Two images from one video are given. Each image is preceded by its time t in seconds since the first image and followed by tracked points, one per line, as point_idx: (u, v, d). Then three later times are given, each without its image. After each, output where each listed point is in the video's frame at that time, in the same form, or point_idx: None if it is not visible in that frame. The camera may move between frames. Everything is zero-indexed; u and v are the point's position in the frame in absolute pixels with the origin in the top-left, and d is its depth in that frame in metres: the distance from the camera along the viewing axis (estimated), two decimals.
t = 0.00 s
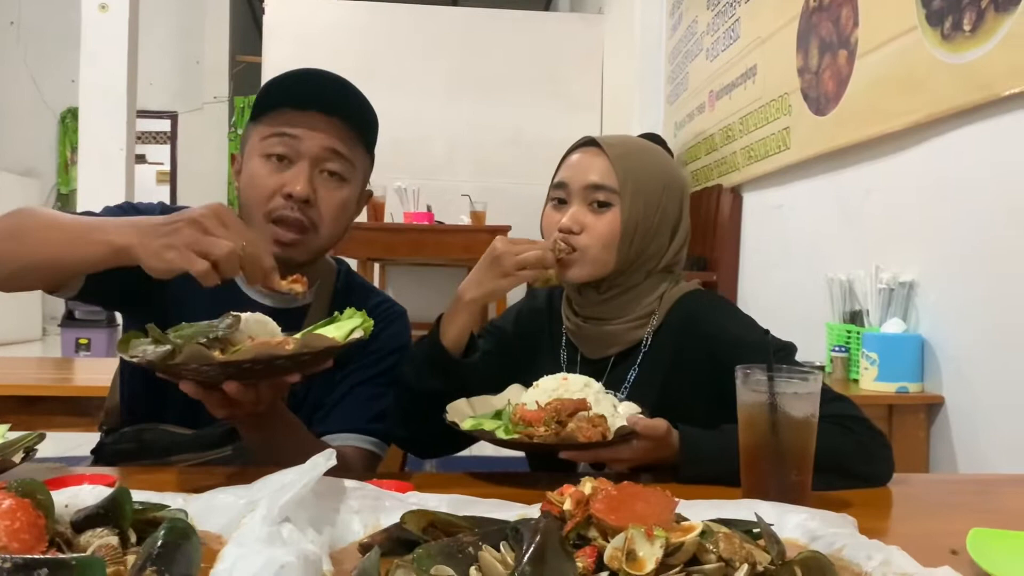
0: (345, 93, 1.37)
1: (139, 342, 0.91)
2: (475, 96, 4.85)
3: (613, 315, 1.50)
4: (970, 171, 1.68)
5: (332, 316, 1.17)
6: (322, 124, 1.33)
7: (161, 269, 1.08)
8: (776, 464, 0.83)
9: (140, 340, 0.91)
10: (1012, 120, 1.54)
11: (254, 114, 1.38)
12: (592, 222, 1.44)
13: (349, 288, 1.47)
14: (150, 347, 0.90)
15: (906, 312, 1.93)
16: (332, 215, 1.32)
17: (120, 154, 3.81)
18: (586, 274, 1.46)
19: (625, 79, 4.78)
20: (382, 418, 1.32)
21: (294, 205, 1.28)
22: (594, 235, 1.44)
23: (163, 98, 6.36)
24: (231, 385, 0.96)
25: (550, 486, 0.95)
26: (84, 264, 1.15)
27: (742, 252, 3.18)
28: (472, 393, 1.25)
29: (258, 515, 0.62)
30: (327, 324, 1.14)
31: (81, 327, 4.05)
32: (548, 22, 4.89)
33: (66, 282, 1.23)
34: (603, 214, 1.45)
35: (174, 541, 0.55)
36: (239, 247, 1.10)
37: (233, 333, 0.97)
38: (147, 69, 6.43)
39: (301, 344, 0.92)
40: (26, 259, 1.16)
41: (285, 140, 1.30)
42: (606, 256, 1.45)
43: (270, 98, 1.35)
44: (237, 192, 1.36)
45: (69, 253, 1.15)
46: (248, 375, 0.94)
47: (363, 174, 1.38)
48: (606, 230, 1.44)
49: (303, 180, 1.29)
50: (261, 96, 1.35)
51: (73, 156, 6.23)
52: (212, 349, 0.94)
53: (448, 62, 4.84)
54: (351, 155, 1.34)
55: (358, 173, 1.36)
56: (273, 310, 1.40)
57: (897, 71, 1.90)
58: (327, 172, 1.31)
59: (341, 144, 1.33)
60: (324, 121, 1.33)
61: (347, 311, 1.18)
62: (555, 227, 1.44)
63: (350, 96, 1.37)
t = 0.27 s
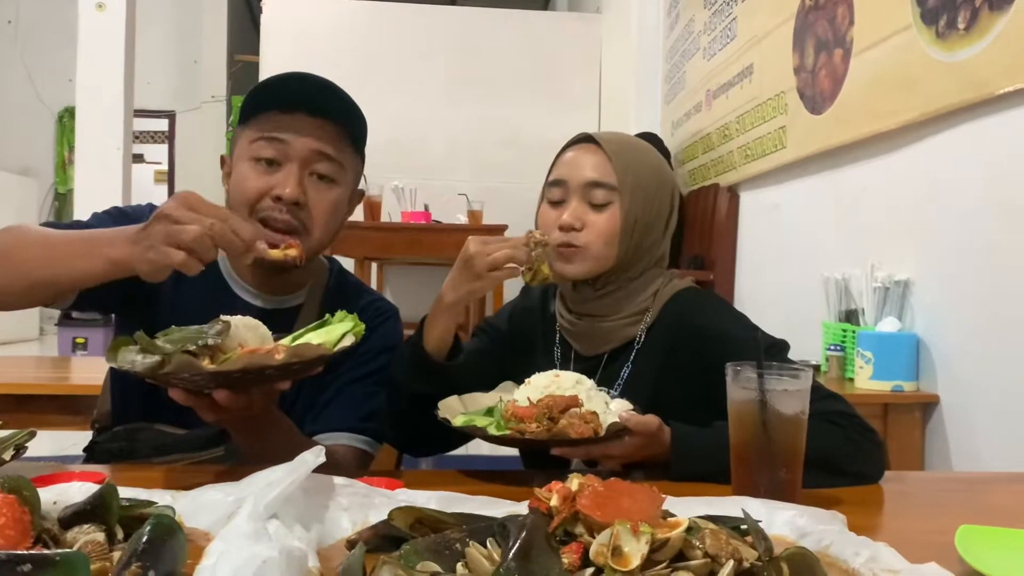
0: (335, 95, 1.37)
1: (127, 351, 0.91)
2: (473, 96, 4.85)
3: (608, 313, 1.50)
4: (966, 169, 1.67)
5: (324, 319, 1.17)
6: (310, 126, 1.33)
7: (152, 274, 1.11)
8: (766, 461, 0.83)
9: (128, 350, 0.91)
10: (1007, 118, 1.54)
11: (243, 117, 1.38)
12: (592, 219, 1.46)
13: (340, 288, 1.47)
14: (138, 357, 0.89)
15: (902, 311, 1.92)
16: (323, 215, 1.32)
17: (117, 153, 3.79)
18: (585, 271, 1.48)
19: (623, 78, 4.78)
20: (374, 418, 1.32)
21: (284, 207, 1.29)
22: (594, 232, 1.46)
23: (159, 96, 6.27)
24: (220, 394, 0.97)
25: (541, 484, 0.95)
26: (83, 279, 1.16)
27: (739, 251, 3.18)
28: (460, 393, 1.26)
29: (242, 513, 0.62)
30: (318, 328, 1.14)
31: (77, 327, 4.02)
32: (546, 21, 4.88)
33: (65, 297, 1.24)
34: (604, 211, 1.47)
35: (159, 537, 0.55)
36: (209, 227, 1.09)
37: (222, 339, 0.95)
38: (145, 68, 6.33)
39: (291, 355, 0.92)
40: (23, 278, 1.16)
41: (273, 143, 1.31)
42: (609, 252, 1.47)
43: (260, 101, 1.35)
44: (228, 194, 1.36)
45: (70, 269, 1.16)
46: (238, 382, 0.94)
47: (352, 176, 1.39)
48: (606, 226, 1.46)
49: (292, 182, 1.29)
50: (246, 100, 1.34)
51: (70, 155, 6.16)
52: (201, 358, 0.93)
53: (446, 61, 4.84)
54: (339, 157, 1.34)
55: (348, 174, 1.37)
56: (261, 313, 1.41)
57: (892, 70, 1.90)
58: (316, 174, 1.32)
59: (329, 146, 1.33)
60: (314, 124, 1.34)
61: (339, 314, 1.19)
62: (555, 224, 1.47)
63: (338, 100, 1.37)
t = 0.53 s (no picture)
0: (328, 85, 1.39)
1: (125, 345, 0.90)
2: (472, 96, 4.85)
3: (608, 307, 1.50)
4: (964, 168, 1.67)
5: (322, 315, 1.17)
6: (306, 117, 1.35)
7: (151, 275, 1.14)
8: (762, 460, 0.83)
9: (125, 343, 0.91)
10: (1005, 118, 1.54)
11: (241, 111, 1.40)
12: (591, 214, 1.45)
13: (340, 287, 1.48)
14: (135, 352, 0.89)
15: (900, 311, 1.92)
16: (320, 207, 1.33)
17: (115, 153, 3.78)
18: (584, 273, 1.47)
19: (622, 78, 4.78)
20: (372, 417, 1.32)
21: (281, 198, 1.30)
22: (594, 228, 1.45)
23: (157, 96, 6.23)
24: (218, 389, 0.99)
25: (537, 483, 0.95)
26: (89, 285, 1.16)
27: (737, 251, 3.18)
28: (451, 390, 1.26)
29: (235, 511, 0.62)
30: (316, 324, 1.15)
31: (74, 326, 3.99)
32: (545, 21, 4.88)
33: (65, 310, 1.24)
34: (600, 207, 1.46)
35: (152, 535, 0.55)
36: (175, 219, 1.10)
37: (221, 335, 0.96)
38: (143, 68, 6.27)
39: (288, 347, 0.92)
40: (25, 293, 1.15)
41: (271, 136, 1.32)
42: (608, 252, 1.47)
43: (256, 92, 1.37)
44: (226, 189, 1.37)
45: (76, 276, 1.16)
46: (237, 376, 0.94)
47: (349, 167, 1.40)
48: (605, 219, 1.45)
49: (288, 171, 1.30)
50: (245, 94, 1.37)
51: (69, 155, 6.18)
52: (200, 352, 0.93)
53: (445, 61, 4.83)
54: (335, 149, 1.35)
55: (344, 167, 1.38)
56: (263, 309, 1.43)
57: (890, 69, 1.90)
58: (312, 165, 1.32)
59: (325, 139, 1.34)
60: (309, 116, 1.36)
61: (335, 311, 1.19)
62: (555, 221, 1.45)
63: (334, 92, 1.39)
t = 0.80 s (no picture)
0: (322, 93, 1.40)
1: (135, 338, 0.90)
2: (470, 96, 4.85)
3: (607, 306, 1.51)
4: (961, 167, 1.67)
5: (326, 315, 1.16)
6: (302, 125, 1.36)
7: (173, 253, 1.16)
8: (759, 460, 0.83)
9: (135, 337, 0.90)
10: (1003, 118, 1.54)
11: (237, 118, 1.40)
12: (589, 214, 1.47)
13: (343, 288, 1.50)
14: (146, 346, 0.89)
15: (896, 311, 1.93)
16: (318, 215, 1.34)
17: (113, 152, 3.77)
18: (583, 267, 1.49)
19: (620, 78, 4.77)
20: (370, 417, 1.32)
21: (281, 211, 1.31)
22: (592, 228, 1.47)
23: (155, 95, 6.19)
24: (226, 386, 0.98)
25: (534, 481, 0.95)
26: (113, 272, 1.19)
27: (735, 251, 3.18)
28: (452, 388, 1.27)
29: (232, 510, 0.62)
30: (321, 322, 1.14)
31: (72, 327, 3.96)
32: (543, 21, 4.87)
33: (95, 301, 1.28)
34: (599, 207, 1.48)
35: (148, 535, 0.55)
36: (177, 189, 1.11)
37: (229, 331, 0.96)
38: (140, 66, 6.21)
39: (298, 344, 0.92)
40: (56, 287, 1.20)
41: (268, 146, 1.32)
42: (606, 247, 1.48)
43: (251, 100, 1.37)
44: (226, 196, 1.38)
45: (97, 265, 1.19)
46: (244, 374, 0.94)
47: (346, 174, 1.41)
48: (604, 220, 1.47)
49: (286, 184, 1.31)
50: (240, 102, 1.37)
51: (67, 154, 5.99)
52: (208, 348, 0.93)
53: (444, 60, 4.83)
54: (333, 158, 1.36)
55: (342, 173, 1.39)
56: (260, 306, 1.43)
57: (888, 70, 1.90)
58: (310, 173, 1.34)
59: (321, 148, 1.35)
60: (304, 123, 1.36)
61: (339, 311, 1.19)
62: (553, 219, 1.48)
63: (330, 99, 1.40)
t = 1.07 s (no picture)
0: (327, 81, 1.44)
1: (145, 350, 0.92)
2: (467, 96, 4.85)
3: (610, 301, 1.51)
4: (958, 167, 1.68)
5: (332, 317, 1.18)
6: (307, 114, 1.39)
7: (194, 244, 1.17)
8: (757, 459, 0.83)
9: (146, 348, 0.92)
10: (1000, 117, 1.54)
11: (245, 109, 1.43)
12: (591, 213, 1.48)
13: (342, 290, 1.50)
14: (156, 358, 0.90)
15: (893, 311, 1.93)
16: (323, 201, 1.37)
17: (110, 151, 3.75)
18: (584, 270, 1.50)
19: (618, 78, 4.77)
20: (369, 418, 1.32)
21: (286, 195, 1.34)
22: (594, 227, 1.47)
23: (153, 94, 6.17)
24: (236, 394, 0.97)
25: (533, 480, 0.95)
26: (137, 267, 1.21)
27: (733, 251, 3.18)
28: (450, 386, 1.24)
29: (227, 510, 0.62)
30: (328, 327, 1.16)
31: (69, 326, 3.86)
32: (541, 21, 4.87)
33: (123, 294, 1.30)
34: (602, 205, 1.49)
35: (145, 533, 0.55)
36: (183, 180, 1.10)
37: (239, 339, 0.96)
38: (137, 65, 6.20)
39: (311, 356, 0.93)
40: (83, 285, 1.22)
41: (274, 131, 1.36)
42: (608, 250, 1.49)
43: (260, 89, 1.41)
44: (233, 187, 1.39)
45: (119, 262, 1.20)
46: (255, 383, 0.93)
47: (350, 164, 1.44)
48: (605, 219, 1.48)
49: (291, 168, 1.34)
50: (247, 91, 1.40)
51: (65, 154, 6.05)
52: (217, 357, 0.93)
53: (442, 59, 4.83)
54: (336, 144, 1.40)
55: (345, 159, 1.42)
56: (267, 307, 1.44)
57: (885, 69, 1.90)
58: (314, 160, 1.37)
59: (326, 134, 1.39)
60: (309, 112, 1.40)
61: (347, 313, 1.20)
62: (556, 218, 1.48)
63: (335, 87, 1.44)
